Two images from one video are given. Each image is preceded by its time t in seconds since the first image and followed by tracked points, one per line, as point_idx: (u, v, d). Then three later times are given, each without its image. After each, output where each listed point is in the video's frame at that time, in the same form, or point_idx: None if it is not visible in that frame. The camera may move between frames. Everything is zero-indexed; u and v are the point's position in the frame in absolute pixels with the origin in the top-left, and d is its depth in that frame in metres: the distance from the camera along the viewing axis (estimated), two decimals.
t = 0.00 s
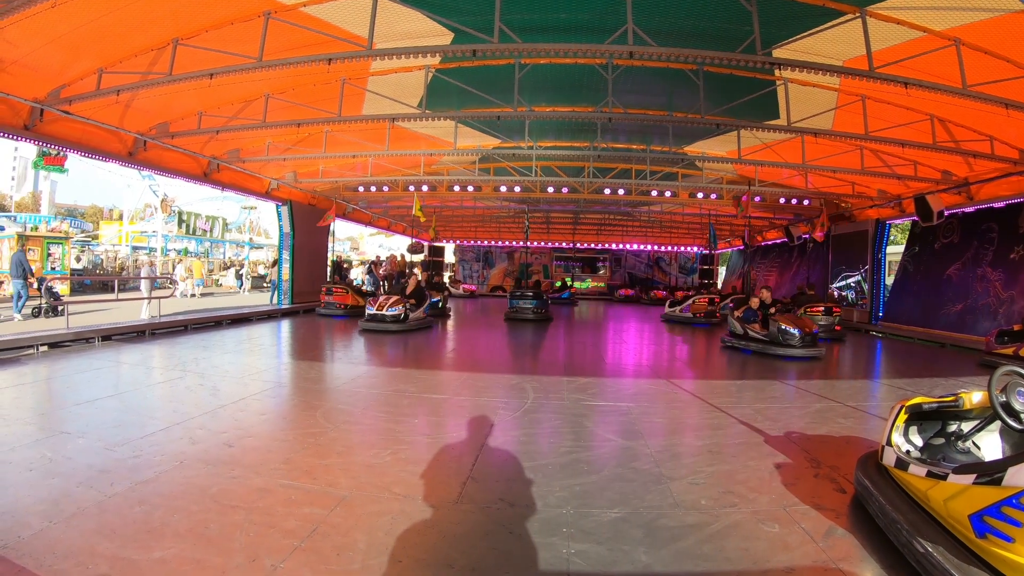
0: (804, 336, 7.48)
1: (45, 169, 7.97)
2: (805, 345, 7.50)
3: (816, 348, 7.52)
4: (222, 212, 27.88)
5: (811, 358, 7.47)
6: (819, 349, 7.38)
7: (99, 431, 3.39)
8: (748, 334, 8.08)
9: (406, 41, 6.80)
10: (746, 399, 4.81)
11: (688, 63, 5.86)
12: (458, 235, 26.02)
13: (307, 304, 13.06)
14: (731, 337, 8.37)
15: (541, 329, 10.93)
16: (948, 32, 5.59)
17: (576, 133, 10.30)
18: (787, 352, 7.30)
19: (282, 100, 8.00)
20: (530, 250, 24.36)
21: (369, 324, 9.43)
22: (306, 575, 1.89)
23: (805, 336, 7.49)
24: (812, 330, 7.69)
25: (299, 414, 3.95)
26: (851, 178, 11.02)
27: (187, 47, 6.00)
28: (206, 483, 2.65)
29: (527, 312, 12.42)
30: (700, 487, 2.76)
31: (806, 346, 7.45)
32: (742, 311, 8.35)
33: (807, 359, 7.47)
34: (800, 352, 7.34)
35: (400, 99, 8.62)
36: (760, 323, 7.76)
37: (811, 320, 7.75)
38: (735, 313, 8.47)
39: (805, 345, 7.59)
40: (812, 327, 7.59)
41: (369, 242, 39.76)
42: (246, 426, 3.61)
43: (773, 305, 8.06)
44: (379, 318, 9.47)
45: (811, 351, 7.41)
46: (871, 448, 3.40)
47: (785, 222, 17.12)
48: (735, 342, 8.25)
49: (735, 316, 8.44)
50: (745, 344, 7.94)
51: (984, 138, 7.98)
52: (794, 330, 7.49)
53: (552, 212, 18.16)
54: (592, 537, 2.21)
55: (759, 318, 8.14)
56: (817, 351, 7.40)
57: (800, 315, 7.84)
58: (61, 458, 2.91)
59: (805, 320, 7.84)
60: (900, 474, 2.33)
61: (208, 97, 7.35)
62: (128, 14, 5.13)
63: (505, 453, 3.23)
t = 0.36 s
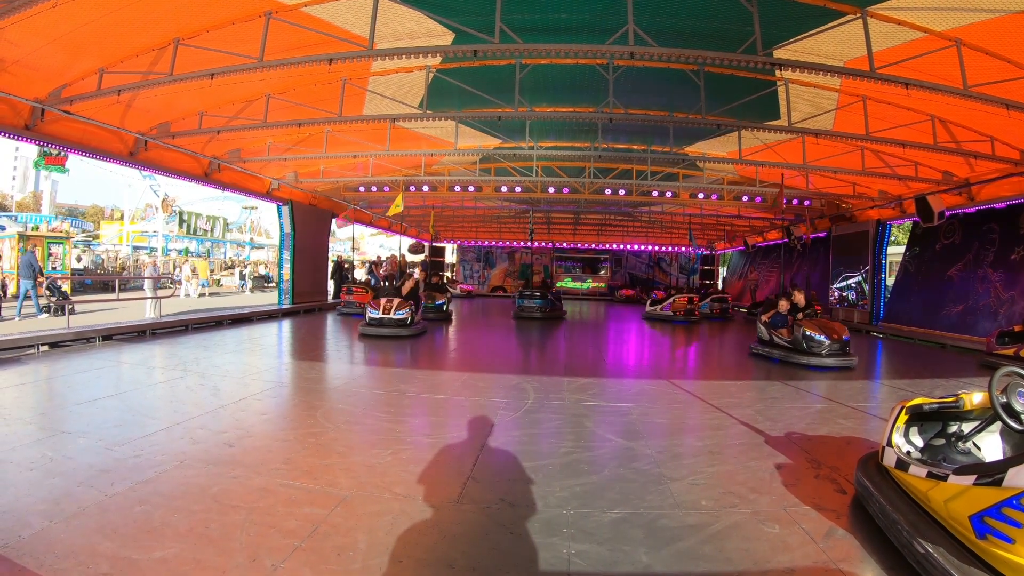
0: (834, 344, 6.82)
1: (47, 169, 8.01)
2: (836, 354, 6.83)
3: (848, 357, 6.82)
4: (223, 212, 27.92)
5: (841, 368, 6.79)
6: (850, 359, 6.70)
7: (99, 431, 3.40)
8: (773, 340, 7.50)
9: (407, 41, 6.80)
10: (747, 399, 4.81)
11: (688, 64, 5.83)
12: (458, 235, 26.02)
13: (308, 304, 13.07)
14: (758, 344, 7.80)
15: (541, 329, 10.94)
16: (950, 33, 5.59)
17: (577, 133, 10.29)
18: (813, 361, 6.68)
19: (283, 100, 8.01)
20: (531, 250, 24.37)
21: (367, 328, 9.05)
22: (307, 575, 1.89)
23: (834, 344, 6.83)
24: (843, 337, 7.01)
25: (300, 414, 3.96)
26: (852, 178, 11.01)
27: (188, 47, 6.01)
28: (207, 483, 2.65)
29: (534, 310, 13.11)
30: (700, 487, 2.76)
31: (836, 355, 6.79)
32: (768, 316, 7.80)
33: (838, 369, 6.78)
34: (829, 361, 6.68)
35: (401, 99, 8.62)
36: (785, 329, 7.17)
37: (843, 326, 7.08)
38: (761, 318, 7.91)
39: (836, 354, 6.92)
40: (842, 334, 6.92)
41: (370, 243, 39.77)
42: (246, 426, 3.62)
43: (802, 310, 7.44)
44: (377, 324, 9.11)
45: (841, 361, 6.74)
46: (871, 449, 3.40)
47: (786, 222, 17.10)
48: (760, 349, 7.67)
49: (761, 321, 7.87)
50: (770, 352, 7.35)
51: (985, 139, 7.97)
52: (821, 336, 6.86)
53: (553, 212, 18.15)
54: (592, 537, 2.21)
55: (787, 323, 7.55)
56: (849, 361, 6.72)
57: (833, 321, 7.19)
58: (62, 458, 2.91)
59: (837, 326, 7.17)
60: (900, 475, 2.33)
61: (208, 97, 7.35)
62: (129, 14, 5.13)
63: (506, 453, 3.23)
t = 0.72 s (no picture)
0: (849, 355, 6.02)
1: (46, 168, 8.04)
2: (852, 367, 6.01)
3: (867, 372, 5.95)
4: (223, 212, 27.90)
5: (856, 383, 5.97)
6: (865, 371, 5.85)
7: (99, 431, 3.39)
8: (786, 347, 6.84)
9: (407, 41, 6.80)
10: (746, 400, 4.81)
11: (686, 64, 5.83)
12: (458, 235, 26.00)
13: (307, 304, 13.06)
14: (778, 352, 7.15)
15: (541, 329, 10.96)
16: (949, 33, 5.58)
17: (577, 133, 10.30)
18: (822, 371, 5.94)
19: (283, 100, 8.01)
20: (530, 250, 24.38)
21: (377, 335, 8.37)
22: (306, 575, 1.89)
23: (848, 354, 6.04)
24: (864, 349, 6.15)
25: (300, 414, 3.96)
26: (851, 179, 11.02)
27: (188, 47, 6.01)
28: (206, 484, 2.65)
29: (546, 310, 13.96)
30: (700, 488, 2.76)
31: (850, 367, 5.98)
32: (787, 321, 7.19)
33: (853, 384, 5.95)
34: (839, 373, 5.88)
35: (401, 99, 8.62)
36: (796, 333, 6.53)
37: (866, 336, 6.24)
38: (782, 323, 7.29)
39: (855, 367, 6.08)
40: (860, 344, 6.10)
41: (370, 243, 39.75)
42: (246, 426, 3.61)
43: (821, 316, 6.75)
44: (390, 329, 8.45)
45: (856, 374, 5.90)
46: (870, 450, 3.40)
47: (786, 222, 17.11)
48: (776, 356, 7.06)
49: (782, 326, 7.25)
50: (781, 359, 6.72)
51: (984, 139, 7.97)
52: (832, 344, 6.12)
53: (553, 213, 18.16)
54: (592, 537, 2.21)
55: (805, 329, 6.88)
56: (865, 375, 5.88)
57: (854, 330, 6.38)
58: (61, 458, 2.91)
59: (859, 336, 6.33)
60: (899, 476, 2.33)
61: (208, 98, 7.36)
62: (129, 14, 5.13)
63: (505, 454, 3.23)
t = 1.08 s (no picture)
0: (831, 361, 5.18)
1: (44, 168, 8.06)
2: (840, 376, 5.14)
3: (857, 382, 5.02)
4: (222, 212, 27.90)
5: (845, 396, 5.08)
6: (849, 382, 4.97)
7: (97, 431, 3.38)
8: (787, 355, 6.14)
9: (406, 41, 6.79)
10: (745, 400, 4.81)
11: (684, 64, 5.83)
12: (457, 235, 25.98)
13: (306, 304, 13.06)
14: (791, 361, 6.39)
15: (540, 329, 10.96)
16: (948, 34, 5.59)
17: (575, 134, 10.30)
18: (798, 380, 5.21)
19: (281, 100, 7.99)
20: (529, 250, 24.39)
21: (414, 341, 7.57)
22: None
23: (829, 360, 5.21)
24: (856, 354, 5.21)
25: (298, 414, 3.95)
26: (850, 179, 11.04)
27: (187, 47, 6.00)
28: (204, 484, 2.64)
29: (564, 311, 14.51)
30: (699, 488, 2.76)
31: (835, 376, 5.13)
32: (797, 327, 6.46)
33: (844, 397, 5.07)
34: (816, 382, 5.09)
35: (399, 99, 8.60)
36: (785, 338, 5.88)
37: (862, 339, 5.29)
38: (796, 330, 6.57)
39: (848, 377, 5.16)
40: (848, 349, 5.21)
41: (368, 243, 39.73)
42: (245, 426, 3.61)
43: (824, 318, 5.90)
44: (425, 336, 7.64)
45: (841, 385, 5.03)
46: (869, 450, 3.40)
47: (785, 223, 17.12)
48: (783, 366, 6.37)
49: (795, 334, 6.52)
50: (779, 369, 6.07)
51: (983, 139, 7.97)
52: (810, 349, 5.37)
53: (552, 214, 18.15)
54: (591, 538, 2.21)
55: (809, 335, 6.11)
56: (854, 384, 4.98)
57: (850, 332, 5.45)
58: (59, 458, 2.90)
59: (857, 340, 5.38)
60: (898, 476, 2.33)
61: (207, 98, 7.35)
62: (127, 14, 5.12)
63: (503, 454, 3.23)
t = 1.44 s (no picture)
0: (793, 371, 4.50)
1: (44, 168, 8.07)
2: (804, 389, 4.45)
3: (821, 397, 4.33)
4: (220, 212, 27.87)
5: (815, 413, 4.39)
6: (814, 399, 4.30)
7: (96, 431, 3.37)
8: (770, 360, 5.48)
9: (405, 41, 6.79)
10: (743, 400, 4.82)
11: (683, 64, 5.84)
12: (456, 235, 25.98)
13: (305, 304, 13.05)
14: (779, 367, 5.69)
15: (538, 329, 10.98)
16: (946, 35, 5.60)
17: (574, 134, 10.31)
18: (755, 392, 4.61)
19: (280, 100, 7.99)
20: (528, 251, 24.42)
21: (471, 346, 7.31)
22: None
23: (792, 370, 4.54)
24: (825, 364, 4.47)
25: (297, 414, 3.95)
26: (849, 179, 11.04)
27: (185, 47, 5.99)
28: (203, 484, 2.64)
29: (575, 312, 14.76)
30: (698, 488, 2.76)
31: (799, 389, 4.45)
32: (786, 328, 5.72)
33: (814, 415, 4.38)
34: (772, 396, 4.46)
35: (398, 99, 8.59)
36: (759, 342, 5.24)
37: (833, 345, 4.54)
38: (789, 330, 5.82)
39: (817, 390, 4.46)
40: (815, 358, 4.48)
41: (367, 243, 39.71)
42: (243, 427, 3.60)
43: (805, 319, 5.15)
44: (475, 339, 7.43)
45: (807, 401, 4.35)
46: (866, 450, 3.41)
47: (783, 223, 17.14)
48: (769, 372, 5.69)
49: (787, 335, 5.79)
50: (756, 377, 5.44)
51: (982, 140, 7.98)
52: (772, 357, 4.70)
53: (551, 214, 18.14)
54: (590, 537, 2.21)
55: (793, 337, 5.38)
56: (817, 400, 4.30)
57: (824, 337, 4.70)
58: (57, 458, 2.89)
59: (833, 345, 4.61)
60: (897, 477, 2.33)
61: (206, 97, 7.35)
62: (126, 14, 5.12)
63: (502, 454, 3.22)
